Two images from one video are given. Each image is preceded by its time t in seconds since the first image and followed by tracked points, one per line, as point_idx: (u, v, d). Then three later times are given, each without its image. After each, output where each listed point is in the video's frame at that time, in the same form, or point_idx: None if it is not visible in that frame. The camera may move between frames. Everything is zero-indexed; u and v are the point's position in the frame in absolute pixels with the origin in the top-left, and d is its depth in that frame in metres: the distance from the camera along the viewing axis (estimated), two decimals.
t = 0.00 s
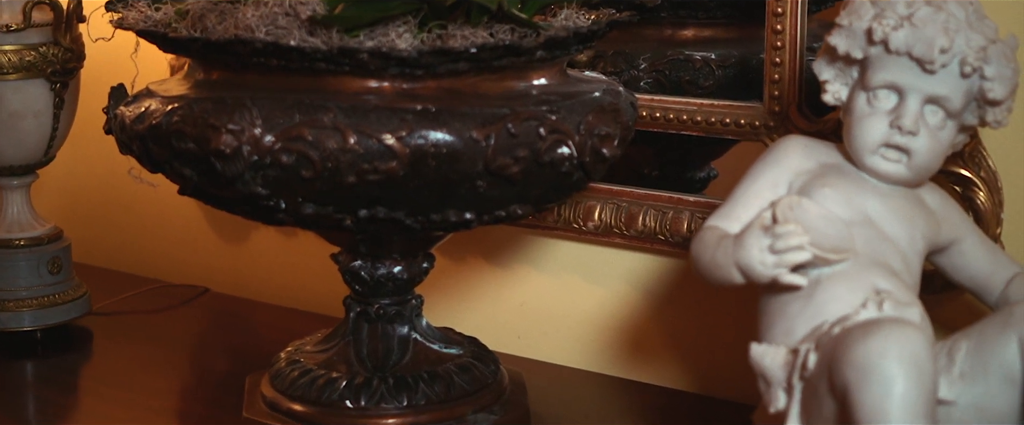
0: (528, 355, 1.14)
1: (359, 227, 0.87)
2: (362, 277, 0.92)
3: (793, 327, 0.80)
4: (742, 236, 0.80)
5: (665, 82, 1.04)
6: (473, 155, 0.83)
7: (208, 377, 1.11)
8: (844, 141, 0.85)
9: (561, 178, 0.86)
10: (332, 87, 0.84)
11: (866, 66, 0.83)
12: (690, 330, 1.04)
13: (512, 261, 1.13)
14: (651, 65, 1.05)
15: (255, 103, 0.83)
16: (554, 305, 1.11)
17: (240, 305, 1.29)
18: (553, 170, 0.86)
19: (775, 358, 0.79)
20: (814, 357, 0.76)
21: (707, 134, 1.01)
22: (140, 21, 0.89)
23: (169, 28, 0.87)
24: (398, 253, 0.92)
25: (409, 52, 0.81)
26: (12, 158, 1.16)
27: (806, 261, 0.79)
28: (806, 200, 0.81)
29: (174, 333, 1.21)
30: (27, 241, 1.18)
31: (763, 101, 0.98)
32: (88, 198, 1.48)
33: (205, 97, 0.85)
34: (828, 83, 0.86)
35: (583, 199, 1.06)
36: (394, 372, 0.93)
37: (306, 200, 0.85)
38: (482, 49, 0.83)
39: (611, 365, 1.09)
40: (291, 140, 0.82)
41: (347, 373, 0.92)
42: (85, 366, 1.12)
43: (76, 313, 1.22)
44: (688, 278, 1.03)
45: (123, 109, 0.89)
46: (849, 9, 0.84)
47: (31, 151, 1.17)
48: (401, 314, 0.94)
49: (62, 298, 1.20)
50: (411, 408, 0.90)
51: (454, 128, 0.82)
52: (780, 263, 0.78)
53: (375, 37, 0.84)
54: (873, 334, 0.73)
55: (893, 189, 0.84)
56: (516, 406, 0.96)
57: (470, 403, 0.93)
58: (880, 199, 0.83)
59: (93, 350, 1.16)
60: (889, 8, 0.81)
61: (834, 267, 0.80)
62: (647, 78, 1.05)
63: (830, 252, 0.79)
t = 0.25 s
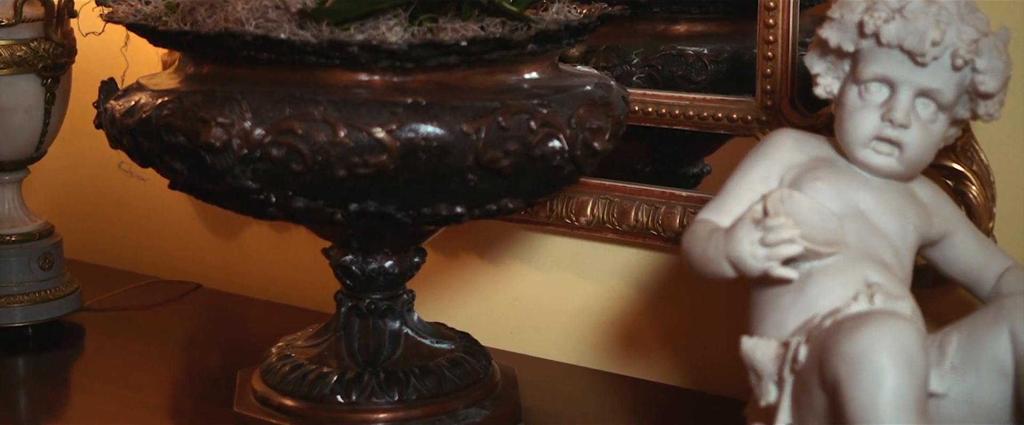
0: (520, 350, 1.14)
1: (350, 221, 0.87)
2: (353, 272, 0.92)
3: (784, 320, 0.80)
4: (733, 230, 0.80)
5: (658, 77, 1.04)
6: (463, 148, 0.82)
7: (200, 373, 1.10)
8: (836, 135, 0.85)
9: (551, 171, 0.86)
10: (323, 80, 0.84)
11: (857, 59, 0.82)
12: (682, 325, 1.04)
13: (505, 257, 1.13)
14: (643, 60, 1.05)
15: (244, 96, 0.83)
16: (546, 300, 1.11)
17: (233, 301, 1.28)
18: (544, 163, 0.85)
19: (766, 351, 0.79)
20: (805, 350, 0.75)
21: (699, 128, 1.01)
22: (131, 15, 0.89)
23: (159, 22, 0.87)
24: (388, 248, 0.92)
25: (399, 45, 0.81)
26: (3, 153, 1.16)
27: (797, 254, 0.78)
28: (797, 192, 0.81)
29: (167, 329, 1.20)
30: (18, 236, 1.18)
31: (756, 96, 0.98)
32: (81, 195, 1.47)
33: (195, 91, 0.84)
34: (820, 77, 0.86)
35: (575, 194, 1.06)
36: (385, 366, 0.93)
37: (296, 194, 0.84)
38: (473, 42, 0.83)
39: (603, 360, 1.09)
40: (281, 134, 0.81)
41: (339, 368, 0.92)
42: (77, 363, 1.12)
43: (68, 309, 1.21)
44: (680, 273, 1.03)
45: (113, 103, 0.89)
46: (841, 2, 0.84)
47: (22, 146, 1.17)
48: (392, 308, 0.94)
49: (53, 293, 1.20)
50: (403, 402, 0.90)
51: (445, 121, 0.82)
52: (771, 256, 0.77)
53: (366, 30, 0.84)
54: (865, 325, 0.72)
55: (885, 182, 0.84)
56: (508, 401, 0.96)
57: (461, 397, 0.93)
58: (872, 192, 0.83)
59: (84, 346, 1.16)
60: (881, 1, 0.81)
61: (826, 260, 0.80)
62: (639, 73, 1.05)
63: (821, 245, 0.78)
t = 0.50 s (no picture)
0: (514, 345, 1.14)
1: (341, 214, 0.87)
2: (345, 266, 0.92)
3: (776, 313, 0.80)
4: (725, 222, 0.79)
5: (651, 71, 1.04)
6: (454, 141, 0.82)
7: (192, 369, 1.10)
8: (828, 127, 0.85)
9: (543, 165, 0.86)
10: (314, 73, 0.84)
11: (849, 51, 0.82)
12: (675, 320, 1.04)
13: (498, 252, 1.12)
14: (636, 54, 1.04)
15: (235, 89, 0.83)
16: (539, 296, 1.11)
17: (227, 297, 1.28)
18: (535, 156, 0.85)
19: (758, 344, 0.78)
20: (797, 342, 0.75)
21: (692, 123, 1.01)
22: (122, 8, 0.89)
23: (150, 15, 0.87)
24: (381, 242, 0.92)
25: (390, 37, 0.81)
26: None
27: (789, 246, 0.78)
28: (789, 185, 0.80)
29: (159, 325, 1.20)
30: (9, 232, 1.18)
31: (748, 90, 0.98)
32: (74, 192, 1.47)
33: (185, 84, 0.84)
34: (812, 69, 0.86)
35: (568, 189, 1.06)
36: (377, 361, 0.92)
37: (287, 187, 0.84)
38: (464, 34, 0.82)
39: (596, 356, 1.09)
40: (272, 126, 0.81)
41: (331, 362, 0.92)
42: (69, 358, 1.12)
43: (60, 305, 1.21)
44: (674, 268, 1.03)
45: (103, 96, 0.89)
46: None
47: (14, 141, 1.17)
48: (384, 303, 0.94)
49: (45, 289, 1.19)
50: (395, 397, 0.90)
51: (436, 114, 0.82)
52: (763, 248, 0.77)
53: (357, 23, 0.84)
54: (856, 317, 0.72)
55: (877, 175, 0.84)
56: (501, 395, 0.95)
57: (453, 392, 0.93)
58: (864, 185, 0.83)
59: (77, 342, 1.15)
60: None
61: (818, 253, 0.79)
62: (632, 67, 1.05)
63: (813, 237, 0.78)
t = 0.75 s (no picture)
0: (507, 341, 1.14)
1: (333, 208, 0.86)
2: (336, 260, 0.92)
3: (768, 306, 0.79)
4: (717, 215, 0.79)
5: (644, 66, 1.04)
6: (445, 134, 0.82)
7: (185, 365, 1.10)
8: (821, 121, 0.85)
9: (535, 158, 0.85)
10: (305, 66, 0.84)
11: (842, 44, 0.82)
12: (668, 315, 1.04)
13: (491, 248, 1.12)
14: (630, 49, 1.04)
15: (226, 82, 0.82)
16: (533, 291, 1.11)
17: (220, 293, 1.28)
18: (527, 150, 0.85)
19: (750, 337, 0.78)
20: (788, 335, 0.75)
21: (685, 117, 1.00)
22: (112, 2, 0.89)
23: (141, 8, 0.87)
24: (372, 237, 0.92)
25: (381, 30, 0.81)
26: None
27: (781, 239, 0.78)
28: (781, 178, 0.80)
29: (152, 321, 1.20)
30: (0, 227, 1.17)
31: (742, 84, 0.97)
32: (67, 188, 1.47)
33: (175, 77, 0.84)
34: (805, 63, 0.86)
35: (561, 184, 1.06)
36: (369, 355, 0.92)
37: (278, 181, 0.84)
38: (456, 27, 0.82)
39: (590, 351, 1.09)
40: (263, 119, 0.81)
41: (323, 357, 0.92)
42: (61, 354, 1.12)
43: (52, 300, 1.21)
44: (667, 263, 1.03)
45: (94, 90, 0.88)
46: None
47: (6, 136, 1.17)
48: (376, 297, 0.94)
49: (37, 285, 1.19)
50: (386, 391, 0.90)
51: (427, 107, 0.82)
52: (755, 242, 0.77)
53: (348, 16, 0.84)
54: (848, 310, 0.72)
55: (869, 168, 0.83)
56: (493, 390, 0.95)
57: (445, 386, 0.92)
58: (857, 178, 0.83)
59: (69, 338, 1.15)
60: None
61: (810, 246, 0.79)
62: (625, 62, 1.05)
63: (806, 230, 0.78)
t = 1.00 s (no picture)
0: (501, 336, 1.14)
1: (325, 202, 0.86)
2: (329, 255, 0.92)
3: (760, 299, 0.79)
4: (709, 208, 0.79)
5: (637, 61, 1.03)
6: (437, 128, 0.82)
7: (178, 361, 1.10)
8: (814, 114, 0.85)
9: (527, 152, 0.85)
10: (297, 60, 0.84)
11: (834, 37, 0.82)
12: (661, 310, 1.04)
13: (484, 243, 1.12)
14: (623, 44, 1.04)
15: (216, 76, 0.82)
16: (526, 287, 1.11)
17: (214, 289, 1.28)
18: (519, 144, 0.85)
19: (742, 330, 0.78)
20: (780, 328, 0.75)
21: (678, 112, 1.00)
22: None
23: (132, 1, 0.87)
24: (365, 231, 0.92)
25: (373, 23, 0.81)
26: None
27: (773, 233, 0.78)
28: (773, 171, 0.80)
29: (145, 318, 1.20)
30: None
31: (735, 79, 0.97)
32: (61, 185, 1.46)
33: (166, 71, 0.83)
34: (797, 56, 0.86)
35: (554, 179, 1.05)
36: (361, 350, 0.92)
37: (270, 175, 0.84)
38: (447, 20, 0.82)
39: (583, 346, 1.09)
40: (254, 113, 0.80)
41: (315, 352, 0.92)
42: (54, 350, 1.11)
43: (44, 297, 1.20)
44: (660, 258, 1.03)
45: (85, 84, 0.88)
46: None
47: None
48: (368, 292, 0.94)
49: (29, 281, 1.18)
50: (378, 386, 0.90)
51: (419, 100, 0.82)
52: (747, 235, 0.77)
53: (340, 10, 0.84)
54: (840, 303, 0.71)
55: (862, 161, 0.83)
56: (486, 385, 0.95)
57: (438, 381, 0.92)
58: (849, 171, 0.82)
59: (62, 334, 1.15)
60: None
61: (802, 239, 0.79)
62: (618, 57, 1.04)
63: (798, 224, 0.78)
